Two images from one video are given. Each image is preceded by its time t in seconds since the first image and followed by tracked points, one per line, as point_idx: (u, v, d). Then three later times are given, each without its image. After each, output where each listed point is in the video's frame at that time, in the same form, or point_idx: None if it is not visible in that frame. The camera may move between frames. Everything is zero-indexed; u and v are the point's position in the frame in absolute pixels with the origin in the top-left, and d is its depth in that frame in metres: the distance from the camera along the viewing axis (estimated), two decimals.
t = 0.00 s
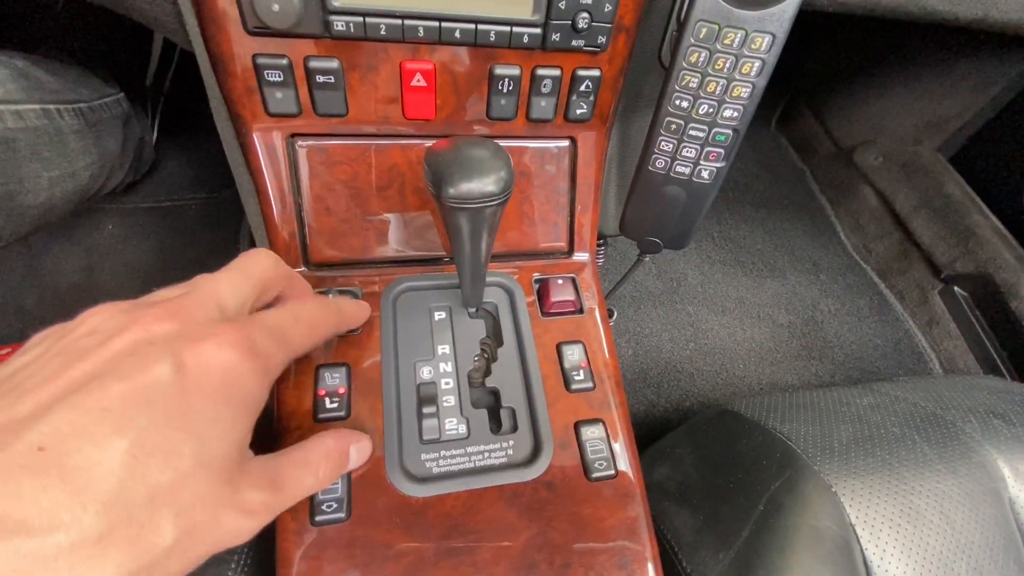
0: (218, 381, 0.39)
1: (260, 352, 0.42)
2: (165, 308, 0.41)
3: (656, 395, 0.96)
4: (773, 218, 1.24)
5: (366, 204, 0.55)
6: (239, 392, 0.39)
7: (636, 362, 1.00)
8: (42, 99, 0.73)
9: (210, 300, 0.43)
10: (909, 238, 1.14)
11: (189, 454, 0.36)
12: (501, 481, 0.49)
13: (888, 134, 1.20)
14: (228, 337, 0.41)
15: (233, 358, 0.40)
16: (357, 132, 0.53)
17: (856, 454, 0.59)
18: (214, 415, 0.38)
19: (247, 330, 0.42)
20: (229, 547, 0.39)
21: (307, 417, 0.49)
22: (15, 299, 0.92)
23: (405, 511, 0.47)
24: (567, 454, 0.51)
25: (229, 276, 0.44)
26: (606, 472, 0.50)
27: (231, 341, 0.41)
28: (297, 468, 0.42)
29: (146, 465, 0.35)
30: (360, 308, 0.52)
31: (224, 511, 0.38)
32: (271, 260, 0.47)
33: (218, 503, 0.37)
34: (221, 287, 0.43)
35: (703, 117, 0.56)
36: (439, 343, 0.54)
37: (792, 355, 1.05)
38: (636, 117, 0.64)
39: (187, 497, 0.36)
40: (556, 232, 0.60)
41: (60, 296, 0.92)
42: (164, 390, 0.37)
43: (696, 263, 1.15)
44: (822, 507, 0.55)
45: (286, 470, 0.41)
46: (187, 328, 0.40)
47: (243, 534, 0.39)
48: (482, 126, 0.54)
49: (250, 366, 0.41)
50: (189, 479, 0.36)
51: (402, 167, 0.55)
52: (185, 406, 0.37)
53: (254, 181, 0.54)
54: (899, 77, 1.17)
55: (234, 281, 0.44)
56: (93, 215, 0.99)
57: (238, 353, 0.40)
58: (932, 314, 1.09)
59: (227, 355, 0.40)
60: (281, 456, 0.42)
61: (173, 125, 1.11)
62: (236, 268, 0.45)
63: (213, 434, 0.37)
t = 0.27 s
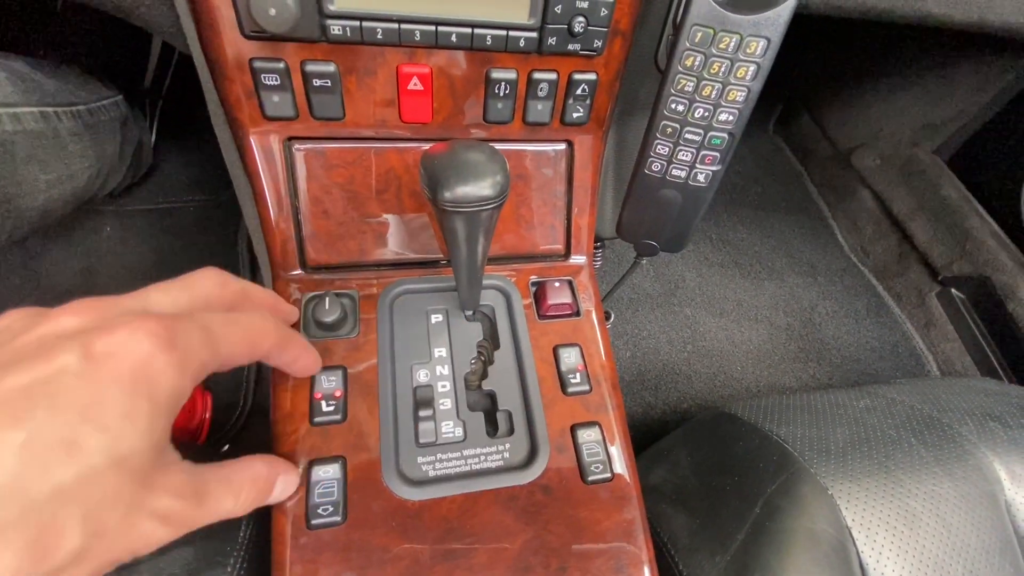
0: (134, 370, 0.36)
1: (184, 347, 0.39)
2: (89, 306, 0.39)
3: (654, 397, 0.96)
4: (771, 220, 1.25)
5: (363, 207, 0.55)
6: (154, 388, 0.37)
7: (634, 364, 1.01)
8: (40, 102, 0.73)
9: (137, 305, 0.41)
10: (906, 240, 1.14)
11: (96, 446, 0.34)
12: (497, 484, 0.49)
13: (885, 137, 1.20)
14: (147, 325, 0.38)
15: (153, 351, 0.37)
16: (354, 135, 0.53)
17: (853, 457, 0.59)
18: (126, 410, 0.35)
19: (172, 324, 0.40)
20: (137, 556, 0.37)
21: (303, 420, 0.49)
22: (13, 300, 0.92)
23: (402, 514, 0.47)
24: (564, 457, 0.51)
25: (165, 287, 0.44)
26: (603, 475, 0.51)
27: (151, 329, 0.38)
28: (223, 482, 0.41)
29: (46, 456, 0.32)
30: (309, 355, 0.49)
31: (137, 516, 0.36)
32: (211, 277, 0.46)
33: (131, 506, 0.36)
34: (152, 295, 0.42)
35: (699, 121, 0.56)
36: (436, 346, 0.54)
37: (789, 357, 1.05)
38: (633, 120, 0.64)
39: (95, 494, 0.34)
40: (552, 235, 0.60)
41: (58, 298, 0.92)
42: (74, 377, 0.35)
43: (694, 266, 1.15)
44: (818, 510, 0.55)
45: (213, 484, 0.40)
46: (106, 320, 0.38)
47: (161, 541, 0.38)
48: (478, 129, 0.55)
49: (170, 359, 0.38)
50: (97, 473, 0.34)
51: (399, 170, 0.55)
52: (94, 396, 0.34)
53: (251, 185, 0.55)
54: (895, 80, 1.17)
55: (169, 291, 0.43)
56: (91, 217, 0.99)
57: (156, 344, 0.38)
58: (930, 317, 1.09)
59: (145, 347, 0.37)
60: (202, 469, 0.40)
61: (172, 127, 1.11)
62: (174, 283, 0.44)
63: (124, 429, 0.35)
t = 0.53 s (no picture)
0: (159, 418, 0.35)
1: (209, 398, 0.38)
2: (115, 330, 0.39)
3: (654, 399, 0.97)
4: (771, 221, 1.25)
5: (364, 208, 0.55)
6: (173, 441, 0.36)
7: (635, 366, 1.01)
8: (42, 103, 0.73)
9: (163, 335, 0.40)
10: (906, 241, 1.14)
11: (104, 496, 0.33)
12: (499, 485, 0.49)
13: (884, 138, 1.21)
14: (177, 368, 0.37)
15: (179, 401, 0.36)
16: (356, 137, 0.53)
17: (854, 458, 0.59)
18: (143, 457, 0.34)
19: (202, 369, 0.38)
20: None
21: (305, 421, 0.49)
22: (13, 301, 0.92)
23: (404, 515, 0.47)
24: (566, 458, 0.51)
25: (193, 311, 0.43)
26: (604, 476, 0.51)
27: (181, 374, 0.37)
28: (212, 521, 0.39)
29: (41, 496, 0.31)
30: (326, 373, 0.48)
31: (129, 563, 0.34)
32: (235, 302, 0.46)
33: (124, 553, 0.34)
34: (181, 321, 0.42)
35: (700, 122, 0.57)
36: (437, 347, 0.54)
37: (790, 358, 1.05)
38: (634, 121, 0.64)
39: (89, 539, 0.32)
40: (554, 236, 0.60)
41: (58, 299, 0.92)
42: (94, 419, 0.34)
43: (694, 267, 1.15)
44: (820, 511, 0.55)
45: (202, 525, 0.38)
46: (134, 355, 0.38)
47: None
48: (480, 131, 0.55)
49: (193, 411, 0.37)
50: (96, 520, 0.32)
51: (400, 171, 0.55)
52: (113, 444, 0.34)
53: (253, 186, 0.55)
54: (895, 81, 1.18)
55: (197, 318, 0.43)
56: (91, 218, 0.99)
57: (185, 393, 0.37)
58: (930, 318, 1.09)
59: (170, 395, 0.36)
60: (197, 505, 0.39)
61: (172, 129, 1.11)
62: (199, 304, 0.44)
63: (135, 478, 0.34)
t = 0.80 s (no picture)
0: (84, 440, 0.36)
1: (142, 427, 0.38)
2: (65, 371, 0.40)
3: (656, 400, 0.96)
4: (772, 222, 1.25)
5: (366, 208, 0.55)
6: (96, 467, 0.36)
7: (636, 367, 1.00)
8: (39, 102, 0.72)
9: (114, 373, 0.42)
10: (907, 242, 1.14)
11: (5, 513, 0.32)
12: (501, 487, 0.49)
13: (885, 139, 1.20)
14: (108, 401, 0.38)
15: (104, 426, 0.37)
16: (358, 136, 0.53)
17: (858, 459, 0.59)
18: (56, 482, 0.34)
19: (135, 401, 0.39)
20: None
21: (306, 422, 0.49)
22: (12, 302, 0.91)
23: (406, 517, 0.46)
24: (569, 460, 0.51)
25: (150, 351, 0.44)
26: (608, 478, 0.50)
27: (111, 405, 0.38)
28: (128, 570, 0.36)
29: None
30: (297, 377, 0.48)
31: None
32: (197, 342, 0.47)
33: None
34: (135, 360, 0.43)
35: (703, 122, 0.56)
36: (439, 348, 0.54)
37: (791, 359, 1.05)
38: (636, 121, 0.64)
39: None
40: (556, 237, 0.60)
41: (57, 301, 0.92)
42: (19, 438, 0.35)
43: (695, 267, 1.15)
44: (823, 512, 0.55)
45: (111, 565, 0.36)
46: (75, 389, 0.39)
47: None
48: (482, 131, 0.54)
49: (122, 439, 0.37)
50: None
51: (402, 172, 0.54)
52: (28, 462, 0.34)
53: (254, 186, 0.54)
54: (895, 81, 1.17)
55: (154, 357, 0.44)
56: (91, 219, 0.99)
57: (114, 423, 0.38)
58: (932, 319, 1.09)
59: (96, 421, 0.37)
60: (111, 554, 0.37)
61: (173, 129, 1.11)
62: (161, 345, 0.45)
63: (42, 501, 0.33)
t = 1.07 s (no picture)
0: (112, 448, 0.34)
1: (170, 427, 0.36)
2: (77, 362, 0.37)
3: (654, 402, 0.96)
4: (769, 224, 1.25)
5: (363, 212, 0.55)
6: (127, 472, 0.34)
7: (634, 369, 1.00)
8: (39, 106, 0.73)
9: (131, 362, 0.39)
10: (905, 244, 1.14)
11: (45, 519, 0.31)
12: (498, 489, 0.49)
13: (882, 142, 1.21)
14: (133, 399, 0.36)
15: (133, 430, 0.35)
16: (355, 140, 0.53)
17: (854, 461, 0.59)
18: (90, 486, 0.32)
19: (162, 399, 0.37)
20: None
21: (303, 425, 0.49)
22: (10, 305, 0.92)
23: (402, 519, 0.47)
24: (565, 462, 0.51)
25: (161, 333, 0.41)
26: (604, 480, 0.50)
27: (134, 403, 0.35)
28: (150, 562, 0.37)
29: None
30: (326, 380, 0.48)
31: None
32: (210, 320, 0.44)
33: None
34: (153, 347, 0.40)
35: (699, 125, 0.57)
36: (436, 350, 0.54)
37: (789, 361, 1.05)
38: (632, 125, 0.64)
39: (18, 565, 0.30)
40: (553, 239, 0.60)
41: (56, 303, 0.92)
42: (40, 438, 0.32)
43: (693, 269, 1.15)
44: (820, 514, 0.55)
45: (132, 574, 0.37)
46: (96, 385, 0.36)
47: None
48: (479, 134, 0.55)
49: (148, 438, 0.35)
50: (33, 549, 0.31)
51: (399, 175, 0.55)
52: (63, 468, 0.32)
53: (252, 189, 0.55)
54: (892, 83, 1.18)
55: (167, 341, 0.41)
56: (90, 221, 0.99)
57: (140, 424, 0.35)
58: (929, 320, 1.09)
59: (126, 424, 0.35)
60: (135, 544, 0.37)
61: (171, 132, 1.11)
62: (172, 327, 0.42)
63: (81, 506, 0.32)
